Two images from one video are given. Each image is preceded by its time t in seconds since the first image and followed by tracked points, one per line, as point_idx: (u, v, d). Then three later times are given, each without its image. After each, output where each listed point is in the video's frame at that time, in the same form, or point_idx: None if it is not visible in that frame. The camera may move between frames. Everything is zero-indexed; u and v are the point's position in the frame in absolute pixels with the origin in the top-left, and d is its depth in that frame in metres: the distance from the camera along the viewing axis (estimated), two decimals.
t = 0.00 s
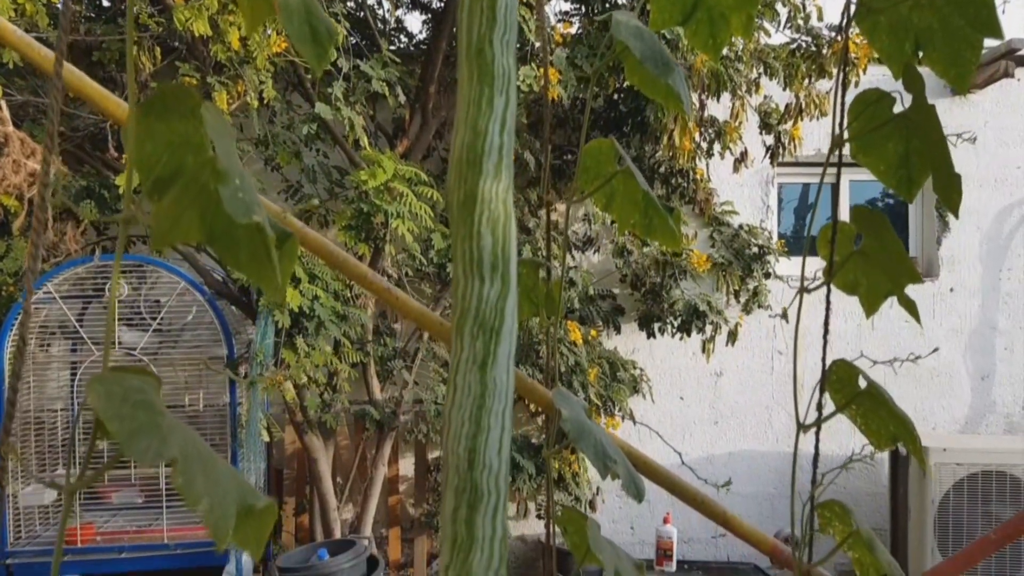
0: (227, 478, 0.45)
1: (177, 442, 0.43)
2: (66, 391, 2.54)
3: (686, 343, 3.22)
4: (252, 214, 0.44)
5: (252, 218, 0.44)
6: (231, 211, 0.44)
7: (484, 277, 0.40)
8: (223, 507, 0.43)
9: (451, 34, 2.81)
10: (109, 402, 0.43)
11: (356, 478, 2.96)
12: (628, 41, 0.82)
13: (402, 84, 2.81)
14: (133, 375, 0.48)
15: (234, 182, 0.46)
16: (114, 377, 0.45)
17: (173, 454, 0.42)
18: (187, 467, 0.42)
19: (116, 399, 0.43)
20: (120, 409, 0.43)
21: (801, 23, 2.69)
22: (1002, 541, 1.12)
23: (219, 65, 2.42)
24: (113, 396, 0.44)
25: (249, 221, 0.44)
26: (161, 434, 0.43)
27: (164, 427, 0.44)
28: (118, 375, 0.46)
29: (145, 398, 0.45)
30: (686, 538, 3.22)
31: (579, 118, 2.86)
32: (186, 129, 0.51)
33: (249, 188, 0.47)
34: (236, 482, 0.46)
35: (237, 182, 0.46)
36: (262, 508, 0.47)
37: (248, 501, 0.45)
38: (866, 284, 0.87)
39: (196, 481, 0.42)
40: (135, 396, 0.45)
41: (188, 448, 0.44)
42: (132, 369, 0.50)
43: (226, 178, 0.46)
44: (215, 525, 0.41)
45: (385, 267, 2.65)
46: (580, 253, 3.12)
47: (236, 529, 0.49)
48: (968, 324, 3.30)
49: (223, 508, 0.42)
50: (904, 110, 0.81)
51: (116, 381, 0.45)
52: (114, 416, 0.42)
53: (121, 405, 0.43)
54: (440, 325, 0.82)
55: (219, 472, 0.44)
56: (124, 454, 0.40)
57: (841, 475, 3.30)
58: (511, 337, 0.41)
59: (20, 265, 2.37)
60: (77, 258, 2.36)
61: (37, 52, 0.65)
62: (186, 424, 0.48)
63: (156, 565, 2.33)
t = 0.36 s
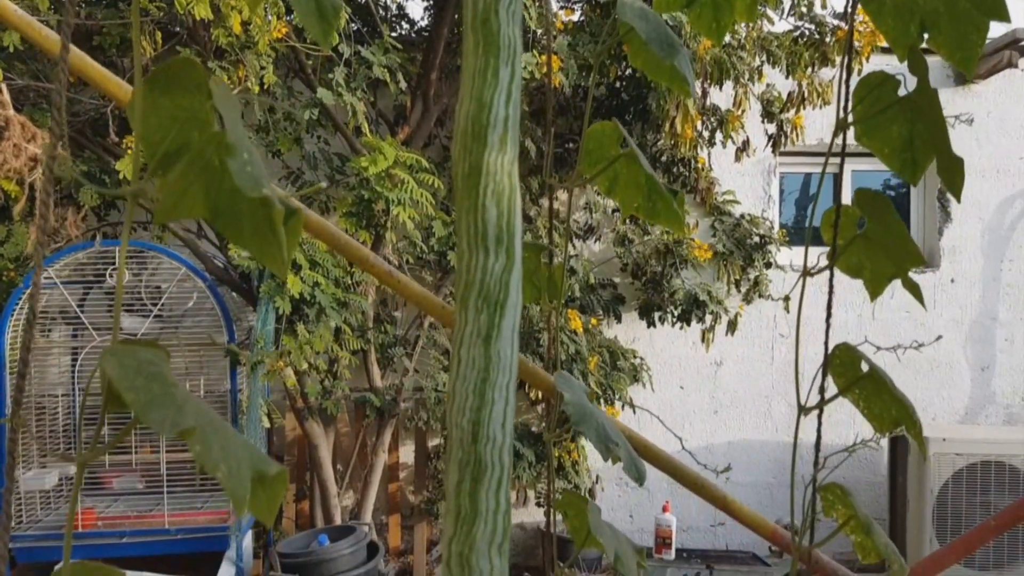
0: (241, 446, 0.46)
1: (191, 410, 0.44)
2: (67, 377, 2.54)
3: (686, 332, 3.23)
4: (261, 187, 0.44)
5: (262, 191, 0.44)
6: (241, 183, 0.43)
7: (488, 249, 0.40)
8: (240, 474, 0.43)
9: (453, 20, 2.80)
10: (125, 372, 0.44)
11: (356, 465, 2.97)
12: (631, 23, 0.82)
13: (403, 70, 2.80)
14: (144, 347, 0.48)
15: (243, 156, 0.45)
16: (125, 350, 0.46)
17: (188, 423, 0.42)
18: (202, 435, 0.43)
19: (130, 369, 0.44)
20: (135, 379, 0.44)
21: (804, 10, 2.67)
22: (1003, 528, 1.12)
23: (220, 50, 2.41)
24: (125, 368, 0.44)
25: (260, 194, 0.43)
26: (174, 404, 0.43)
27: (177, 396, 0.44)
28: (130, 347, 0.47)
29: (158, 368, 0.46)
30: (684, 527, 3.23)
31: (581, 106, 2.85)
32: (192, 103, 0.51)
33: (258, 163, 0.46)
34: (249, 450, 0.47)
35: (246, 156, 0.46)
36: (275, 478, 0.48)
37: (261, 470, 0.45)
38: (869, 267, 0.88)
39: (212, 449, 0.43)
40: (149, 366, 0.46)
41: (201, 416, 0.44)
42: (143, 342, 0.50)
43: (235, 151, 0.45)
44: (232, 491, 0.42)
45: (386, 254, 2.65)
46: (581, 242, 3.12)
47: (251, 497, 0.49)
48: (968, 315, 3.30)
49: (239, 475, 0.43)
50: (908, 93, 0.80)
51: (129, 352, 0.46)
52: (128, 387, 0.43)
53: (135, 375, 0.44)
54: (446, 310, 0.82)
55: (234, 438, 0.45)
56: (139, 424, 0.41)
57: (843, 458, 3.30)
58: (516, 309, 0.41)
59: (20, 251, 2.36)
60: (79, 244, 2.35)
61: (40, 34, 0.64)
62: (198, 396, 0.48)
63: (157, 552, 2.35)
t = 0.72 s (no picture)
0: (240, 422, 0.45)
1: (190, 384, 0.43)
2: (69, 365, 2.54)
3: (687, 322, 3.23)
4: (262, 158, 0.43)
5: (263, 162, 0.43)
6: (241, 154, 0.43)
7: (493, 218, 0.40)
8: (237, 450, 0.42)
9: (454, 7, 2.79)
10: (123, 344, 0.43)
11: (358, 454, 2.98)
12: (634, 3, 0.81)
13: (404, 58, 2.79)
14: (144, 320, 0.48)
15: (245, 127, 0.45)
16: (126, 322, 0.46)
17: (185, 396, 0.42)
18: (199, 410, 0.42)
19: (129, 342, 0.44)
20: (133, 351, 0.43)
21: None
22: (1004, 511, 1.12)
23: (221, 37, 2.40)
24: (124, 340, 0.44)
25: (261, 165, 0.43)
26: (173, 376, 0.43)
27: (176, 370, 0.44)
28: (129, 319, 0.46)
29: (158, 341, 0.46)
30: (684, 516, 3.23)
31: (583, 94, 2.84)
32: (195, 76, 0.49)
33: (260, 133, 0.46)
34: (250, 426, 0.46)
35: (248, 127, 0.45)
36: (274, 454, 0.48)
37: (262, 445, 0.45)
38: (871, 250, 0.88)
39: (210, 424, 0.42)
40: (148, 339, 0.45)
41: (200, 390, 0.44)
42: (145, 315, 0.50)
43: (237, 122, 0.45)
44: (229, 466, 0.41)
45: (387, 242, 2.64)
46: (583, 231, 3.12)
47: (251, 473, 0.49)
48: (969, 305, 3.30)
49: (237, 451, 0.42)
50: (913, 74, 0.80)
51: (129, 325, 0.45)
52: (126, 359, 0.43)
53: (134, 348, 0.44)
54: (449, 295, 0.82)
55: (232, 413, 0.44)
56: (137, 395, 0.40)
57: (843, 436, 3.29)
58: (520, 279, 0.41)
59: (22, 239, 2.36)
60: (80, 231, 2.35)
61: (40, 14, 0.64)
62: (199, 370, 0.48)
63: (159, 539, 2.37)
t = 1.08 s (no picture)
0: (223, 403, 0.45)
1: (169, 362, 0.43)
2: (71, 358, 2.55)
3: (689, 315, 3.22)
4: (250, 133, 0.43)
5: (251, 139, 0.43)
6: (229, 130, 0.43)
7: (492, 194, 0.40)
8: (218, 431, 0.42)
9: None
10: (102, 322, 0.43)
11: (360, 446, 2.99)
12: None
13: (405, 49, 2.79)
14: (131, 299, 0.48)
15: (234, 103, 0.45)
16: (109, 300, 0.46)
17: (161, 374, 0.42)
18: (178, 387, 0.42)
19: (109, 320, 0.44)
20: (112, 329, 0.43)
21: None
22: (1004, 500, 1.12)
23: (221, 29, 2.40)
24: (105, 318, 0.44)
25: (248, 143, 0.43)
26: (151, 354, 0.43)
27: (157, 348, 0.44)
28: (114, 298, 0.46)
29: (140, 320, 0.46)
30: (685, 509, 3.23)
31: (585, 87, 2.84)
32: (189, 53, 0.49)
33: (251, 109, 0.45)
34: (234, 407, 0.46)
35: (238, 103, 0.45)
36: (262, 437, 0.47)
37: (246, 427, 0.44)
38: (871, 235, 0.87)
39: (189, 404, 0.42)
40: (129, 317, 0.45)
41: (181, 369, 0.43)
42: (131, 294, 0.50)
43: (225, 97, 0.44)
44: (209, 448, 0.41)
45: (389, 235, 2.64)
46: (584, 224, 3.12)
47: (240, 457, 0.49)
48: (972, 297, 3.30)
49: (218, 432, 0.42)
50: (914, 58, 0.79)
51: (111, 303, 0.45)
52: (106, 336, 0.43)
53: (113, 325, 0.43)
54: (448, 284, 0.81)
55: (214, 394, 0.44)
56: (113, 373, 0.40)
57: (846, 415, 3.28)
58: (520, 255, 0.41)
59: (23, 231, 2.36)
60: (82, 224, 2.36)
61: None
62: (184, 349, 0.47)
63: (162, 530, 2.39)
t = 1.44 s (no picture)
0: (241, 375, 0.45)
1: (184, 334, 0.43)
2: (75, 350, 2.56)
3: (690, 304, 3.22)
4: (256, 102, 0.44)
5: (256, 106, 0.44)
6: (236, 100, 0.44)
7: (487, 163, 0.40)
8: (237, 402, 0.43)
9: None
10: (116, 296, 0.43)
11: (363, 437, 2.99)
12: None
13: (404, 39, 2.79)
14: (147, 274, 0.48)
15: (239, 72, 0.46)
16: (124, 276, 0.46)
17: (177, 344, 0.42)
18: (193, 358, 0.43)
19: (123, 293, 0.44)
20: (127, 303, 0.43)
21: None
22: (1005, 480, 1.13)
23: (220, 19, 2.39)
24: (119, 291, 0.44)
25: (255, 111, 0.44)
26: (165, 327, 0.43)
27: (170, 321, 0.44)
28: (130, 273, 0.47)
29: (154, 294, 0.46)
30: (688, 498, 3.23)
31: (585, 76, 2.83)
32: (192, 27, 0.48)
33: (255, 78, 0.46)
34: (252, 380, 0.46)
35: (242, 73, 0.46)
36: (281, 407, 0.47)
37: (265, 400, 0.45)
38: (877, 215, 0.88)
39: (206, 376, 0.42)
40: (143, 291, 0.45)
41: (197, 341, 0.44)
42: (145, 270, 0.50)
43: (230, 67, 0.45)
44: (227, 418, 0.41)
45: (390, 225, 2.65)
46: (586, 214, 3.12)
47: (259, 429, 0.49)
48: (975, 285, 3.29)
49: (236, 403, 0.42)
50: (918, 33, 0.79)
51: (124, 277, 0.45)
52: (121, 310, 0.43)
53: (129, 299, 0.44)
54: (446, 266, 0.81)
55: (231, 365, 0.44)
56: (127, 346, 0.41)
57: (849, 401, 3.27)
58: (516, 224, 0.41)
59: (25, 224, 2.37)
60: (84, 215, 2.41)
61: None
62: (199, 323, 0.48)
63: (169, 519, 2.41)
